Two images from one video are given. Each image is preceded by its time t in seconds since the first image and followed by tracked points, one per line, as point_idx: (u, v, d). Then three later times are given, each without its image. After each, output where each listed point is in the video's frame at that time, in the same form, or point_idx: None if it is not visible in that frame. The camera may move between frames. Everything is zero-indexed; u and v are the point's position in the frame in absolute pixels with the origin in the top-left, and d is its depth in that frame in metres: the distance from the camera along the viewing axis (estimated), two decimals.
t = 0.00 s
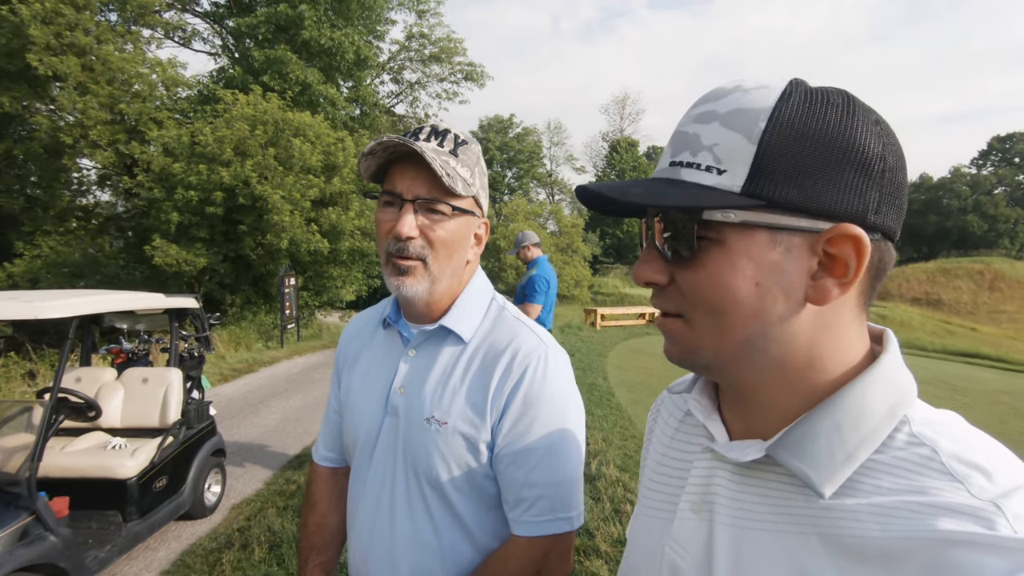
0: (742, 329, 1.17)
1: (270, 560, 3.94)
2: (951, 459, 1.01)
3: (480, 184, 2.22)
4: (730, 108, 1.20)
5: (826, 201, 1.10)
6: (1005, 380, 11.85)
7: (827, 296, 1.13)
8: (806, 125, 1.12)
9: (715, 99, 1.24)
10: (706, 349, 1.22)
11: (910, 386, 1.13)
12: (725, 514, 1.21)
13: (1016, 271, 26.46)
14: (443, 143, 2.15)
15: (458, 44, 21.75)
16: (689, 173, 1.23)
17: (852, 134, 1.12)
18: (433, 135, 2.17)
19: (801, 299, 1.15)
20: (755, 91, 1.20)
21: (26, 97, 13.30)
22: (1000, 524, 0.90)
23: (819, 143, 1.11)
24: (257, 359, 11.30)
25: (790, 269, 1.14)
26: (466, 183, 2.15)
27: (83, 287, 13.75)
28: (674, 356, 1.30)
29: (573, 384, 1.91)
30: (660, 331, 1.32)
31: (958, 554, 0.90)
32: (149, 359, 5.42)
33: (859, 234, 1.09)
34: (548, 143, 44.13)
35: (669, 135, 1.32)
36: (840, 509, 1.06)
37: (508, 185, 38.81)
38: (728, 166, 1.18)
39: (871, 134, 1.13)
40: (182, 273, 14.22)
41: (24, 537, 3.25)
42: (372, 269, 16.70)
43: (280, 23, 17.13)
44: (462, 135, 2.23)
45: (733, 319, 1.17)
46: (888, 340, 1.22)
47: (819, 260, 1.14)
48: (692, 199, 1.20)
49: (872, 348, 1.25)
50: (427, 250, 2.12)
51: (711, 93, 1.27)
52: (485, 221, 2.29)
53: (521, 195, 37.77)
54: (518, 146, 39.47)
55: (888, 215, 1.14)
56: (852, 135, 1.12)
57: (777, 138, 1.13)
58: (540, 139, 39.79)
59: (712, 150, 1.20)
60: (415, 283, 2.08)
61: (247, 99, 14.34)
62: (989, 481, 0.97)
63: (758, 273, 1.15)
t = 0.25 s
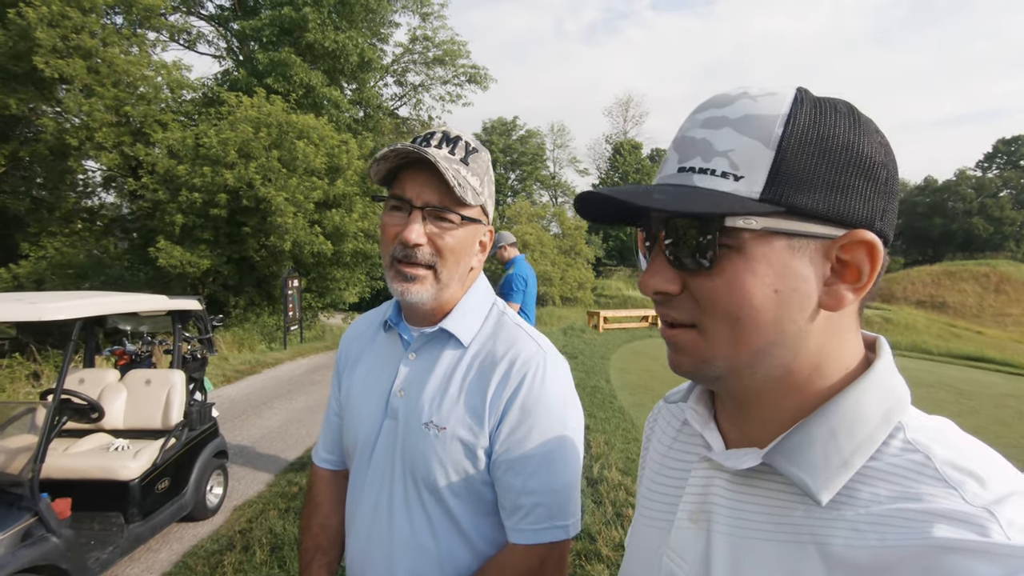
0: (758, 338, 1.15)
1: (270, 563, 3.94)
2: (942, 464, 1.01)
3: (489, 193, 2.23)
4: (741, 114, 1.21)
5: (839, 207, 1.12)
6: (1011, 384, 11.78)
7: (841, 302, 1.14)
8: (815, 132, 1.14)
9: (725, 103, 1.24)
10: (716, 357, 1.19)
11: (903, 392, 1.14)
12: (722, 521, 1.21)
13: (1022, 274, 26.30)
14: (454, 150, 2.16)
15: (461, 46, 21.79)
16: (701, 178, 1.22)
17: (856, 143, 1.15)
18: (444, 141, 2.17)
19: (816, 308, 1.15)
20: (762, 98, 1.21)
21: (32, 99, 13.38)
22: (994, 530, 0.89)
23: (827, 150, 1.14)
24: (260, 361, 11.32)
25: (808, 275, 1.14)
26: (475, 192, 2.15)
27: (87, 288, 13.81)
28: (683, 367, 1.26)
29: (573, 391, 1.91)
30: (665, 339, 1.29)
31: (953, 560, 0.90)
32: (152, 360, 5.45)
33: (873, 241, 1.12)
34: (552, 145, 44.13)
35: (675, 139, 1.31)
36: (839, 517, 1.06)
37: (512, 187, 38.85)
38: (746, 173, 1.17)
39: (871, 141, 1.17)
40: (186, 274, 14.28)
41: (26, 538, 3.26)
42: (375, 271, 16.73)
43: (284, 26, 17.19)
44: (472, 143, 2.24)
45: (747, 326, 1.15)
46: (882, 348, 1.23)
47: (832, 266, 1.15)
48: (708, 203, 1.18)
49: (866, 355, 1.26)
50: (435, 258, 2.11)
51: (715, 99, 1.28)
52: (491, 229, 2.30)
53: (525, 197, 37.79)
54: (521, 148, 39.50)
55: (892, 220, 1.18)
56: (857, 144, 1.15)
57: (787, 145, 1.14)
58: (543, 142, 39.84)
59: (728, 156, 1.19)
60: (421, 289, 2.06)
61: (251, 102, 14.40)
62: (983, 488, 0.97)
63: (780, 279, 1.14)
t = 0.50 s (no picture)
0: (796, 347, 1.15)
1: (274, 564, 3.96)
2: (947, 470, 1.01)
3: (504, 204, 2.25)
4: (769, 121, 1.21)
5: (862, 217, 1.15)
6: (1017, 387, 11.71)
7: (866, 305, 1.18)
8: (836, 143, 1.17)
9: (748, 111, 1.24)
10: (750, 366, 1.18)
11: (906, 400, 1.15)
12: (727, 529, 1.21)
13: None
14: (474, 161, 2.18)
15: (466, 49, 21.84)
16: (734, 186, 1.22)
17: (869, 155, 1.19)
18: (465, 151, 2.19)
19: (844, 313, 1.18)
20: (783, 108, 1.21)
21: (40, 102, 13.48)
22: (996, 535, 0.88)
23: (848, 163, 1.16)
24: (264, 362, 11.36)
25: (837, 282, 1.16)
26: (492, 205, 2.17)
27: (93, 289, 13.88)
28: (712, 381, 1.23)
29: (579, 398, 1.92)
30: (687, 350, 1.27)
31: (955, 564, 0.88)
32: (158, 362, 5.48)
33: (892, 243, 1.17)
34: (556, 146, 44.18)
35: (694, 145, 1.29)
36: (845, 524, 1.06)
37: (516, 189, 38.89)
38: (783, 180, 1.18)
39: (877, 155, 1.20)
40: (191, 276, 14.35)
41: (32, 539, 3.27)
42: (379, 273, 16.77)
43: (289, 28, 17.26)
44: (490, 152, 2.26)
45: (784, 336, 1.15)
46: (882, 354, 1.25)
47: (854, 271, 1.18)
48: (753, 211, 1.16)
49: (867, 362, 1.27)
50: (450, 267, 2.12)
51: (732, 106, 1.28)
52: (503, 239, 2.32)
53: (529, 199, 37.82)
54: (525, 149, 39.52)
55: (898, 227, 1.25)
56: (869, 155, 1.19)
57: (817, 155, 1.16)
58: (547, 143, 39.85)
59: (762, 162, 1.19)
60: (436, 300, 2.08)
61: (256, 104, 14.46)
62: (988, 493, 0.96)
63: (814, 288, 1.15)
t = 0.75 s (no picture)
0: (845, 347, 1.18)
1: (276, 565, 3.97)
2: (948, 471, 1.02)
3: (515, 207, 2.26)
4: (800, 125, 1.23)
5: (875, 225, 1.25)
6: (1019, 390, 11.70)
7: (883, 301, 1.27)
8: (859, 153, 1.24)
9: (774, 116, 1.25)
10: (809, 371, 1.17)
11: (908, 402, 1.16)
12: (738, 534, 1.22)
13: None
14: (485, 163, 2.17)
15: (468, 50, 21.88)
16: (787, 185, 1.20)
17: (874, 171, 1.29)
18: (476, 153, 2.17)
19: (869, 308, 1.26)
20: (809, 115, 1.24)
21: (43, 103, 13.53)
22: (998, 533, 0.89)
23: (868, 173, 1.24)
24: (265, 363, 11.38)
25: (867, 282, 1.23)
26: (503, 208, 2.17)
27: (95, 290, 13.90)
28: (764, 391, 1.19)
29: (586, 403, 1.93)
30: (727, 357, 1.24)
31: (956, 562, 0.87)
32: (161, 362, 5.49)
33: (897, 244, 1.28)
34: (557, 148, 44.22)
35: (726, 148, 1.26)
36: (849, 525, 1.06)
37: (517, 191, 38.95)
38: (828, 181, 1.20)
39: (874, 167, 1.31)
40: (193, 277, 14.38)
41: (36, 539, 3.28)
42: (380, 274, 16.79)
43: (292, 30, 17.30)
44: (500, 154, 2.24)
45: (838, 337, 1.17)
46: (882, 358, 1.27)
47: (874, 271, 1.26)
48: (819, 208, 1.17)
49: (869, 365, 1.30)
50: (462, 270, 2.12)
51: (751, 113, 1.28)
52: (512, 241, 2.34)
53: (530, 200, 37.86)
54: (527, 151, 39.56)
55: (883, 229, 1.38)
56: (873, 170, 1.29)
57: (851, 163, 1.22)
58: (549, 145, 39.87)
59: (807, 164, 1.20)
60: (449, 303, 2.08)
61: (259, 105, 14.49)
62: (988, 491, 0.97)
63: (857, 286, 1.20)
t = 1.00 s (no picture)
0: (842, 347, 1.19)
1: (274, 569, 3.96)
2: (938, 470, 1.02)
3: (515, 211, 2.28)
4: (791, 131, 1.25)
5: (864, 231, 1.27)
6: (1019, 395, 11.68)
7: (872, 304, 1.31)
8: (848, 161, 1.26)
9: (766, 122, 1.26)
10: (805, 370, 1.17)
11: (898, 402, 1.17)
12: (733, 537, 1.22)
13: None
14: (486, 169, 2.18)
15: (468, 54, 21.92)
16: (782, 188, 1.21)
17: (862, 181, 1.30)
18: (475, 159, 2.18)
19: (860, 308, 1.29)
20: (799, 123, 1.26)
21: (43, 106, 13.56)
22: (989, 532, 0.89)
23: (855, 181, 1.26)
24: (265, 366, 11.36)
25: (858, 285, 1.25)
26: (506, 213, 2.21)
27: (95, 293, 13.90)
28: (762, 392, 1.19)
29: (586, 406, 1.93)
30: (724, 358, 1.24)
31: (945, 561, 0.88)
32: (160, 366, 5.48)
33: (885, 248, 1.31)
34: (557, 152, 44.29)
35: (720, 154, 1.27)
36: (842, 525, 1.06)
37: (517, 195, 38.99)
38: (820, 185, 1.21)
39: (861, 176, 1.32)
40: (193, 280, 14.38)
41: (34, 543, 3.27)
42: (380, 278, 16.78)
43: (292, 34, 17.33)
44: (498, 159, 2.26)
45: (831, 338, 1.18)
46: (873, 360, 1.28)
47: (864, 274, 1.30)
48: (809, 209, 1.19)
49: (859, 367, 1.31)
50: (470, 275, 2.13)
51: (744, 119, 1.29)
52: (510, 246, 2.37)
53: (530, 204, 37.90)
54: (526, 155, 39.60)
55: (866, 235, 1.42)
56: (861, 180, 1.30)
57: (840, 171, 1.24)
58: (548, 148, 39.92)
59: (800, 168, 1.21)
60: (460, 308, 2.09)
61: (259, 109, 14.50)
62: (977, 491, 0.97)
63: (850, 288, 1.22)
